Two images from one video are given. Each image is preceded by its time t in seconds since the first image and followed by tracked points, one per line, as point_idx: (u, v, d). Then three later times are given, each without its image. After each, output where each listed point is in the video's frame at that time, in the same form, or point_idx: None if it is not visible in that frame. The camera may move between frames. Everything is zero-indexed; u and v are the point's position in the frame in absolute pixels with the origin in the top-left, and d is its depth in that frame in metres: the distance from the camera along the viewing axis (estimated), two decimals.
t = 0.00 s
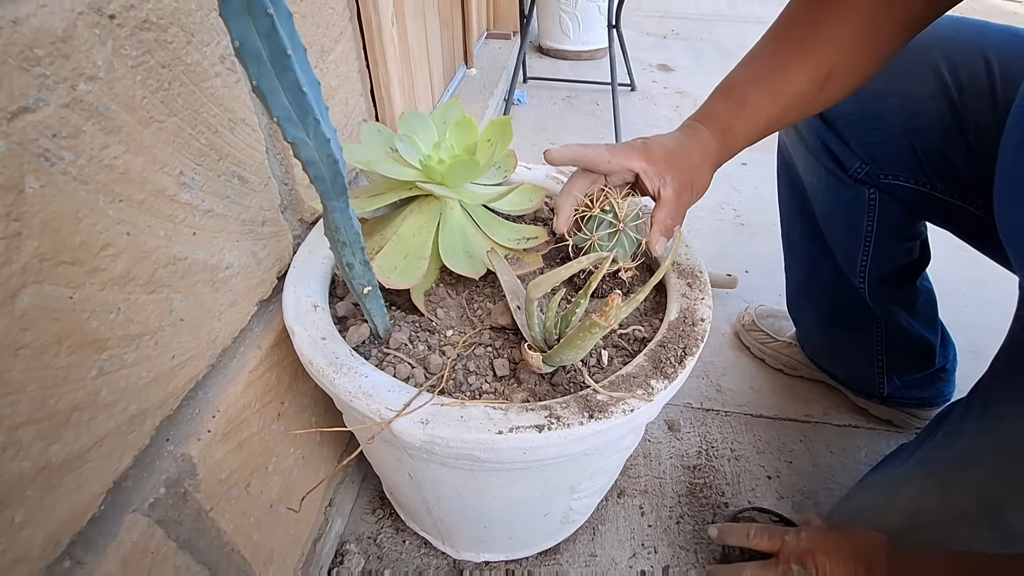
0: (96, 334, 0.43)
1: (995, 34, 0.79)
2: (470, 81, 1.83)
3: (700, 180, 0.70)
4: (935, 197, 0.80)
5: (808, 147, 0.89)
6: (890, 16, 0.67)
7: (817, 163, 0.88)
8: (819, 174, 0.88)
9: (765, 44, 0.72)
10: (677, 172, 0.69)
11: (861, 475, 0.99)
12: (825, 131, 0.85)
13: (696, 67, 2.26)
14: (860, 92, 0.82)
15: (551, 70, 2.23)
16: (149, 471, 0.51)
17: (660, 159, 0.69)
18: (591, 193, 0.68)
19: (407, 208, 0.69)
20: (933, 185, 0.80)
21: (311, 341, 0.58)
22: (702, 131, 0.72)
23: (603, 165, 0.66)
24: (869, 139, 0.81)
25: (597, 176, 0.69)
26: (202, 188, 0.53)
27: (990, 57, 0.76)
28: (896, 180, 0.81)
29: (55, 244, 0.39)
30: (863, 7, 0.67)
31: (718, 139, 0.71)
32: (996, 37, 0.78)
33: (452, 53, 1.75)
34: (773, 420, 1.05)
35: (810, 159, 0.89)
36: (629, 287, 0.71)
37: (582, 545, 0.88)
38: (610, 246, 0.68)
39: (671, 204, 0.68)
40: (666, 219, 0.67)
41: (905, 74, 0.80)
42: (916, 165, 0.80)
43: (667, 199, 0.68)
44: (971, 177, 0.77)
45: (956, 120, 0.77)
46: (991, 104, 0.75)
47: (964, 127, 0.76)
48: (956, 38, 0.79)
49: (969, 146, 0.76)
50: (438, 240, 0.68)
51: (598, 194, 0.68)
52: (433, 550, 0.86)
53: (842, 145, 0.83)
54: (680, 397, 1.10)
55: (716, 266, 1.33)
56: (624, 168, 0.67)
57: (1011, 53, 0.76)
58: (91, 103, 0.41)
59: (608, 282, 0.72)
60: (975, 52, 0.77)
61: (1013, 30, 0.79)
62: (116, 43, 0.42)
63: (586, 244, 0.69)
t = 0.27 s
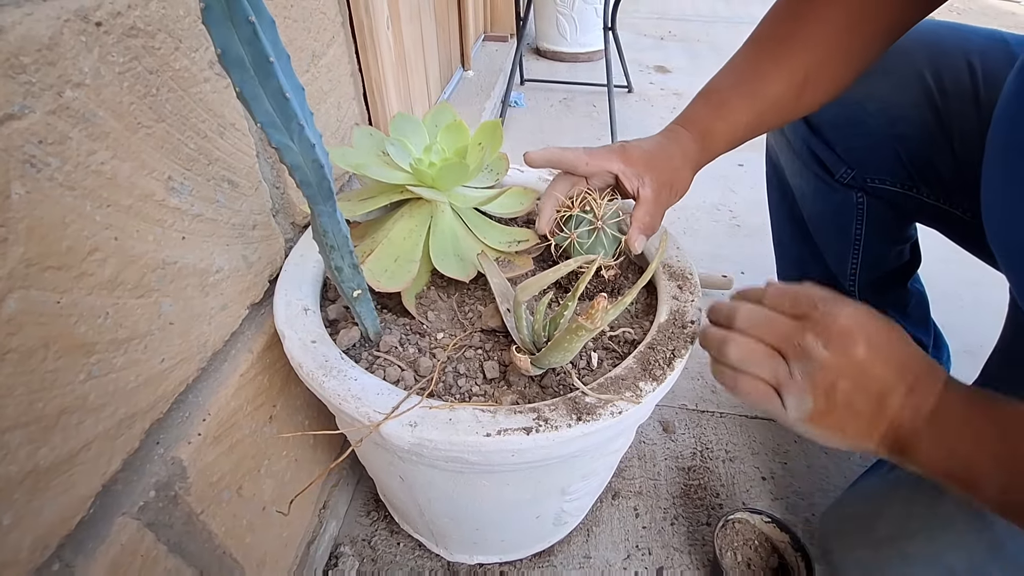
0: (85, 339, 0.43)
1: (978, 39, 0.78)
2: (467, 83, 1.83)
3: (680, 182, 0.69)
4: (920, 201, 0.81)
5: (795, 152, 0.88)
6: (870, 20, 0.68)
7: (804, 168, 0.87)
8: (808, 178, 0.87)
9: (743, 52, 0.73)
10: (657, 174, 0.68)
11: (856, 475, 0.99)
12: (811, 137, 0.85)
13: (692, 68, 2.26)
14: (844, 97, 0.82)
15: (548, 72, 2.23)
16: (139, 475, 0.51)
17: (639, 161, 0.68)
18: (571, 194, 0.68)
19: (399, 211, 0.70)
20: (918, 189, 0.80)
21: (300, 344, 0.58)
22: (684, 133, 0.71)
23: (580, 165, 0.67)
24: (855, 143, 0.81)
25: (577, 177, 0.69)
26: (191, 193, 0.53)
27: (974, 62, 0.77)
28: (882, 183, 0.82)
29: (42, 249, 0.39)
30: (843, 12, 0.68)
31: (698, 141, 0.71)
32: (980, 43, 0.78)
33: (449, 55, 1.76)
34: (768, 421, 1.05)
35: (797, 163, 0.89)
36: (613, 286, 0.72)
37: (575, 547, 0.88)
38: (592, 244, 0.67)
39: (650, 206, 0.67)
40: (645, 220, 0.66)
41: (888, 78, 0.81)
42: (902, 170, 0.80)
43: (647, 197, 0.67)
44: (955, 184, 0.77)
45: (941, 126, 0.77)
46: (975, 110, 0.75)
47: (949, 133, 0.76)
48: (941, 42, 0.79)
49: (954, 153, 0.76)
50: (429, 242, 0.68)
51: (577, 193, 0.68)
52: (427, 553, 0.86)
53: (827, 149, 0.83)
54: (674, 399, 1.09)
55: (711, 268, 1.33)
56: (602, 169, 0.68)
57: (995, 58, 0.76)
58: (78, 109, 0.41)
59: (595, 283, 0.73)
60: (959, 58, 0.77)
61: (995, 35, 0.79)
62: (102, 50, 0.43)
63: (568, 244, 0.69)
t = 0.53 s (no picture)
0: (82, 341, 0.43)
1: (970, 39, 0.77)
2: (465, 85, 1.83)
3: (678, 132, 0.71)
4: (916, 205, 0.81)
5: (790, 156, 0.90)
6: (864, 17, 0.70)
7: (799, 171, 0.89)
8: (803, 181, 0.89)
9: (752, 27, 0.74)
10: (654, 124, 0.70)
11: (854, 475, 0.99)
12: (805, 140, 0.86)
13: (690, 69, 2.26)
14: (837, 100, 0.83)
15: (547, 74, 2.24)
16: (137, 477, 0.51)
17: (635, 111, 0.70)
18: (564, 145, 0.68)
19: (395, 212, 0.70)
20: (912, 193, 0.81)
21: (298, 346, 0.58)
22: (682, 88, 0.73)
23: (575, 112, 0.68)
24: (849, 147, 0.82)
25: (572, 130, 0.70)
26: (189, 196, 0.53)
27: (967, 63, 0.75)
28: (877, 186, 0.83)
29: (39, 253, 0.40)
30: (840, 4, 0.70)
31: (698, 97, 0.72)
32: (973, 43, 0.76)
33: (447, 57, 1.76)
34: (766, 421, 1.05)
35: (793, 166, 0.90)
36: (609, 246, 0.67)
37: (574, 548, 0.89)
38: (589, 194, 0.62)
39: (646, 153, 0.68)
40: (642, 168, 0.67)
41: (882, 81, 0.80)
42: (897, 174, 0.81)
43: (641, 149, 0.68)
44: (951, 187, 0.77)
45: (936, 131, 0.77)
46: (969, 113, 0.75)
47: (943, 137, 0.76)
48: (933, 43, 0.78)
49: (948, 157, 0.76)
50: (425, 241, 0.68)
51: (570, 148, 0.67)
52: (426, 554, 0.86)
53: (821, 153, 0.84)
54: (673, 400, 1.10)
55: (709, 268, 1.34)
56: (597, 119, 0.69)
57: (988, 59, 0.75)
58: (75, 114, 0.41)
59: (592, 283, 0.73)
60: (952, 59, 0.76)
61: (989, 34, 0.77)
62: (99, 54, 0.43)
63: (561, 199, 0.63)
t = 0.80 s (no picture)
0: (86, 343, 0.44)
1: (971, 39, 0.77)
2: (465, 86, 1.83)
3: (683, 119, 0.70)
4: (915, 203, 0.81)
5: (793, 155, 0.90)
6: (863, 12, 0.70)
7: (802, 170, 0.89)
8: (805, 179, 0.90)
9: (755, 20, 0.75)
10: (659, 113, 0.69)
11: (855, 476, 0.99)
12: (806, 137, 0.86)
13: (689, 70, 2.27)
14: (837, 98, 0.83)
15: (546, 75, 2.24)
16: (139, 479, 0.51)
17: (640, 100, 0.70)
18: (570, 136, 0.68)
19: (397, 215, 0.70)
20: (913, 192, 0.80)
21: (300, 347, 0.58)
22: (686, 77, 0.73)
23: (581, 102, 0.68)
24: (848, 145, 0.83)
25: (579, 120, 0.70)
26: (190, 198, 0.54)
27: (967, 62, 0.76)
28: (877, 185, 0.83)
29: (42, 255, 0.40)
30: None
31: (701, 83, 0.73)
32: (973, 43, 0.76)
33: (446, 59, 1.76)
34: (767, 421, 1.05)
35: (795, 163, 0.91)
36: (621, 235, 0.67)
37: (576, 549, 0.89)
38: (598, 185, 0.63)
39: (653, 142, 0.68)
40: (650, 156, 0.67)
41: (883, 79, 0.81)
42: (895, 171, 0.81)
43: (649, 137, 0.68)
44: (951, 186, 0.76)
45: (935, 130, 0.77)
46: (967, 113, 0.75)
47: (942, 137, 0.76)
48: (933, 45, 0.78)
49: (948, 155, 0.76)
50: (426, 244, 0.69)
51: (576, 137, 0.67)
52: (428, 555, 0.86)
53: (823, 151, 0.85)
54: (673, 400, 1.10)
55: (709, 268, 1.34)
56: (603, 109, 0.69)
57: (988, 59, 0.75)
58: (77, 116, 0.42)
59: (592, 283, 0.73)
60: (953, 57, 0.76)
61: (990, 35, 0.78)
62: (101, 58, 0.43)
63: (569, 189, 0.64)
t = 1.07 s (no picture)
0: (88, 345, 0.44)
1: (971, 36, 0.80)
2: (465, 87, 1.83)
3: (687, 116, 0.69)
4: (915, 196, 0.81)
5: (795, 150, 0.89)
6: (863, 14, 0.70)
7: (804, 165, 0.88)
8: (808, 174, 0.88)
9: (757, 19, 0.75)
10: (663, 107, 0.68)
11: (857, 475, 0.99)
12: (810, 132, 0.85)
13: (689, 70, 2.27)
14: (840, 92, 0.83)
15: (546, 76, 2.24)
16: (142, 481, 0.51)
17: (645, 92, 0.68)
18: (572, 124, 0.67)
19: (399, 216, 0.71)
20: (914, 184, 0.80)
21: (301, 350, 0.58)
22: (691, 74, 0.73)
23: (585, 90, 0.68)
24: (851, 140, 0.82)
25: (583, 108, 0.70)
26: (191, 200, 0.54)
27: (968, 58, 0.78)
28: (880, 178, 0.82)
29: (45, 258, 0.40)
30: None
31: (706, 83, 0.72)
32: (973, 40, 0.79)
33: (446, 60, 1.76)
34: (768, 421, 1.05)
35: (798, 158, 0.89)
36: (616, 225, 0.69)
37: (577, 549, 0.89)
38: (595, 171, 0.64)
39: (656, 133, 0.66)
40: (651, 147, 0.65)
41: (885, 76, 0.82)
42: (897, 163, 0.80)
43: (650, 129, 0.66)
44: (951, 178, 0.77)
45: (937, 124, 0.78)
46: (967, 107, 0.76)
47: (943, 130, 0.77)
48: (934, 42, 0.80)
49: (949, 149, 0.77)
50: (428, 245, 0.69)
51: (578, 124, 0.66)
52: (429, 557, 0.86)
53: (826, 145, 0.84)
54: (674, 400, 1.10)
55: (709, 268, 1.34)
56: (608, 99, 0.68)
57: (988, 57, 0.78)
58: (79, 120, 0.42)
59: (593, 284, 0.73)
60: (953, 53, 0.79)
61: (989, 33, 0.81)
62: (103, 61, 0.43)
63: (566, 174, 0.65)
